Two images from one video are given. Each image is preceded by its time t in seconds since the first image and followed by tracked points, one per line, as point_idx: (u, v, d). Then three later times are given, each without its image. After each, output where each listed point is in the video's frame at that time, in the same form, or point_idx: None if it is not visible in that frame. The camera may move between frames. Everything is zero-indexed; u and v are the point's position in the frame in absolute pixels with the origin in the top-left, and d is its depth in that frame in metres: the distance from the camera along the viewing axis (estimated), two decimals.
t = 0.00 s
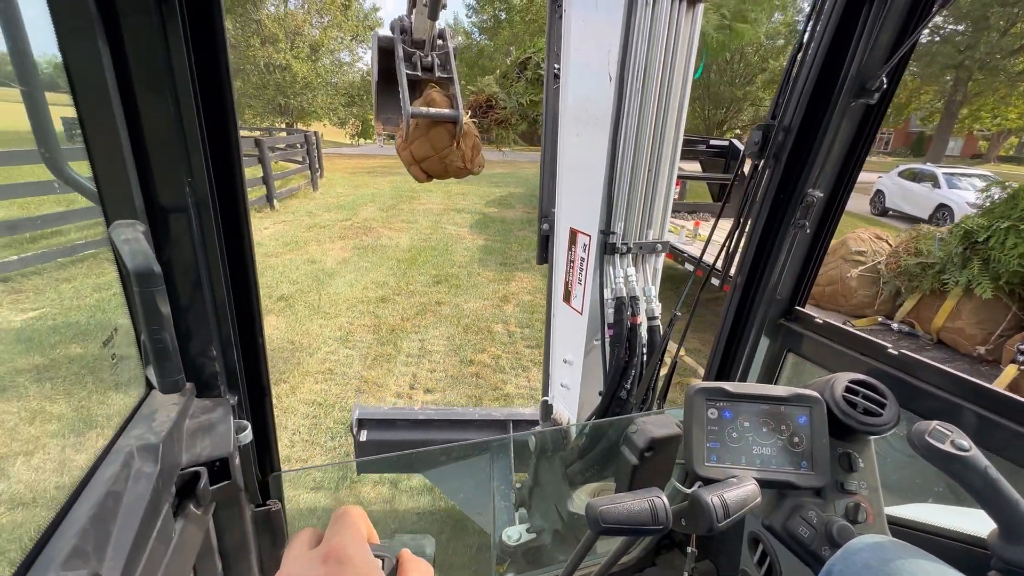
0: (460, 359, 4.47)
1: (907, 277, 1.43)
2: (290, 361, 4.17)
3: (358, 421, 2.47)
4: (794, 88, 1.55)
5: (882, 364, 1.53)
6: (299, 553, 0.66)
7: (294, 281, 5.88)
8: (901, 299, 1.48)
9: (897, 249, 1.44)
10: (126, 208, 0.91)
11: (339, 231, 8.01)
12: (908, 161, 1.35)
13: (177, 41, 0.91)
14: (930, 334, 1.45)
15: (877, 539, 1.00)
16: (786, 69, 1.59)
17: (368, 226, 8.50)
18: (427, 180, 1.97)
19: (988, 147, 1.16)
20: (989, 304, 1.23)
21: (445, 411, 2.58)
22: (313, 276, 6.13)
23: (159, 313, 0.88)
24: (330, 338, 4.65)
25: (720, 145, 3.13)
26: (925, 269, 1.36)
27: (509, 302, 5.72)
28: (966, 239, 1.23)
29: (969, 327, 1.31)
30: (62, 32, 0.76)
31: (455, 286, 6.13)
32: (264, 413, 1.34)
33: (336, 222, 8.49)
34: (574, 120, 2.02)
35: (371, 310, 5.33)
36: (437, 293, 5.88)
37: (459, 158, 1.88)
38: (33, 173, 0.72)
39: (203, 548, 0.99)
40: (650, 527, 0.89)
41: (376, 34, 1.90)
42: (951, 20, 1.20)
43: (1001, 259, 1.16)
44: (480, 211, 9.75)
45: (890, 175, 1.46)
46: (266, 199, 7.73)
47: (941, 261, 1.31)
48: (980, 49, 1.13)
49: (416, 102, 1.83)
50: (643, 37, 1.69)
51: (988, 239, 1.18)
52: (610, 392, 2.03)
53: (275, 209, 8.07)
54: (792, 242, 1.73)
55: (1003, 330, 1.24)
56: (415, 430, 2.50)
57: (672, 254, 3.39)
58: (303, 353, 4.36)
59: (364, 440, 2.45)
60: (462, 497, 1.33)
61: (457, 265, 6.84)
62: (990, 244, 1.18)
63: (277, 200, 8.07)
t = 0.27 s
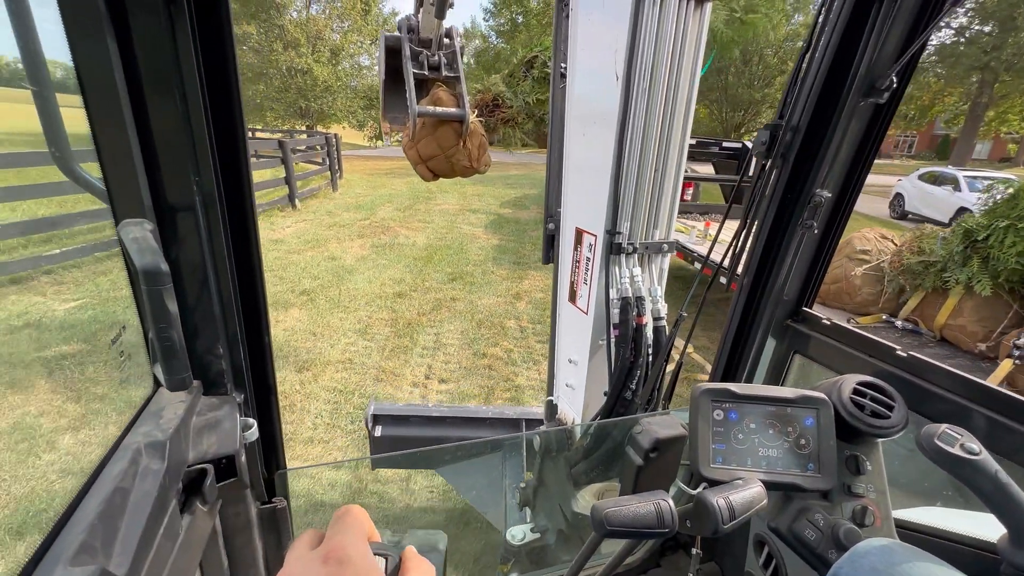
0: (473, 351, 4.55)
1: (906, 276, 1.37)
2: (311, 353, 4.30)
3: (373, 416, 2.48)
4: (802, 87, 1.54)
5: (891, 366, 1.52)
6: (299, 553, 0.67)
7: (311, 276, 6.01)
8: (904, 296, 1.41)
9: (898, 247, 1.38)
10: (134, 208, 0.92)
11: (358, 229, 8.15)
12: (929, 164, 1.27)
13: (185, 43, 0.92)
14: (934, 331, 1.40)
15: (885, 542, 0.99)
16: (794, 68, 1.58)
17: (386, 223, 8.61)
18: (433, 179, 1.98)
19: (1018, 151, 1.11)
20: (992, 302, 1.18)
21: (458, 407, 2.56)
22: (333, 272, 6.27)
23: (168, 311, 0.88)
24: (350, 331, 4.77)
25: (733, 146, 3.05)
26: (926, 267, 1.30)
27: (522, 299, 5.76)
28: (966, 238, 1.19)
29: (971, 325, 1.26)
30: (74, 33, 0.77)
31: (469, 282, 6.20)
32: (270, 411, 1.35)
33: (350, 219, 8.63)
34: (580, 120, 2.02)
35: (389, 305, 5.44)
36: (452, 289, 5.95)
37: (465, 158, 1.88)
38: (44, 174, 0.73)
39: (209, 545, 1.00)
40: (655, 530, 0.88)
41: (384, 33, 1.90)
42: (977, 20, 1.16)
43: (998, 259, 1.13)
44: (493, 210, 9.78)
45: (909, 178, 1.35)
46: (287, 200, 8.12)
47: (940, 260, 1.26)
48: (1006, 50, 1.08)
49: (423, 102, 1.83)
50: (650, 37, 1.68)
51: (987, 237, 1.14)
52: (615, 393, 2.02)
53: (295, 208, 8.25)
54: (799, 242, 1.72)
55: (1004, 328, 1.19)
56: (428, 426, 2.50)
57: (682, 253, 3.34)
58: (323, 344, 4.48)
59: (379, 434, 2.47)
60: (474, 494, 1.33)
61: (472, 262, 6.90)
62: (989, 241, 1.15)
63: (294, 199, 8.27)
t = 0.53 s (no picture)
0: (485, 345, 4.61)
1: (908, 273, 1.42)
2: (330, 343, 4.39)
3: (386, 413, 2.45)
4: (808, 86, 1.53)
5: (896, 367, 1.51)
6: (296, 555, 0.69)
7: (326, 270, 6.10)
8: (907, 293, 1.46)
9: (902, 246, 1.44)
10: (141, 207, 0.93)
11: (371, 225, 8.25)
12: (950, 167, 1.25)
13: (191, 45, 0.92)
14: (935, 329, 1.44)
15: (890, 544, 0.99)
16: (800, 67, 1.57)
17: (399, 223, 8.70)
18: (438, 179, 1.98)
19: None
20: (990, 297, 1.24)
21: (470, 406, 2.53)
22: (350, 267, 6.35)
23: (173, 311, 0.90)
24: (368, 325, 4.85)
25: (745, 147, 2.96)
26: (928, 264, 1.35)
27: (534, 296, 5.81)
28: (966, 236, 1.24)
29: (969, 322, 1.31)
30: (78, 33, 0.77)
31: (482, 279, 6.25)
32: (274, 411, 1.35)
33: (364, 216, 8.72)
34: (584, 120, 2.01)
35: (404, 300, 5.52)
36: (465, 286, 6.00)
37: (470, 157, 1.88)
38: (51, 176, 0.73)
39: (214, 543, 1.00)
40: (660, 533, 0.88)
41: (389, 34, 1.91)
42: (1001, 20, 1.11)
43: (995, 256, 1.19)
44: (504, 210, 9.81)
45: (928, 181, 1.32)
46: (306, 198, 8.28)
47: (943, 257, 1.31)
48: None
49: (427, 102, 1.83)
50: (655, 36, 1.68)
51: (985, 236, 1.19)
52: (619, 393, 2.02)
53: (313, 206, 8.39)
54: (804, 242, 1.71)
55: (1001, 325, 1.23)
56: (440, 424, 2.46)
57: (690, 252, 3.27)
58: (342, 336, 4.56)
59: (392, 431, 2.42)
60: (488, 493, 1.35)
61: (485, 260, 6.94)
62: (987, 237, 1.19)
63: (314, 198, 8.42)
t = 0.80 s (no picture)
0: (496, 339, 4.73)
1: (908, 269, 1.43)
2: (348, 336, 4.59)
3: (396, 411, 2.47)
4: (808, 88, 1.53)
5: (896, 369, 1.51)
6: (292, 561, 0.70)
7: (339, 268, 6.27)
8: (908, 291, 1.46)
9: (902, 245, 1.44)
10: (141, 208, 0.93)
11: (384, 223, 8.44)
12: (970, 170, 1.21)
13: (191, 47, 0.92)
14: (935, 326, 1.45)
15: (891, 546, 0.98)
16: (800, 69, 1.57)
17: (411, 220, 8.84)
18: (438, 181, 1.98)
19: None
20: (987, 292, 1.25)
21: (479, 406, 2.56)
22: (366, 265, 6.53)
23: (173, 311, 0.90)
24: (383, 318, 5.01)
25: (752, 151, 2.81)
26: (927, 262, 1.36)
27: (544, 294, 5.89)
28: (962, 234, 1.26)
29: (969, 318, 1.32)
30: (80, 34, 0.78)
31: (493, 276, 6.35)
32: (274, 412, 1.35)
33: (377, 215, 8.90)
34: (584, 122, 2.02)
35: (419, 295, 5.65)
36: (477, 283, 6.10)
37: (470, 159, 1.88)
38: (52, 177, 0.73)
39: (213, 544, 1.00)
40: (661, 535, 0.88)
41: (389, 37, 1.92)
42: None
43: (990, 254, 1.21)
44: (519, 210, 9.87)
45: (942, 183, 1.29)
46: (322, 199, 8.55)
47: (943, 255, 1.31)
48: None
49: (428, 104, 1.83)
50: (654, 38, 1.68)
51: (980, 234, 1.21)
52: (619, 395, 2.02)
53: (331, 207, 8.68)
54: (804, 244, 1.71)
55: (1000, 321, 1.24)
56: (449, 424, 2.46)
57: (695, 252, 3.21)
58: (358, 329, 4.74)
59: (402, 430, 2.44)
60: (495, 493, 1.34)
61: (496, 258, 7.00)
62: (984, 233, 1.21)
63: (330, 198, 8.71)
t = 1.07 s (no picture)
0: (507, 334, 4.92)
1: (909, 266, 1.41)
2: (365, 328, 4.84)
3: (407, 408, 2.47)
4: (807, 87, 1.53)
5: (894, 368, 1.51)
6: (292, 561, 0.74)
7: (352, 266, 6.48)
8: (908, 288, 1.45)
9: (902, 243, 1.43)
10: (140, 208, 0.93)
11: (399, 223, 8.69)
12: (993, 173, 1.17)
13: (189, 47, 0.92)
14: (935, 322, 1.45)
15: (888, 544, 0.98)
16: (799, 68, 1.57)
17: (427, 220, 9.01)
18: (436, 180, 1.98)
19: None
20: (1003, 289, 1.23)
21: (488, 404, 2.56)
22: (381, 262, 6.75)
23: (171, 312, 0.90)
24: (399, 312, 5.27)
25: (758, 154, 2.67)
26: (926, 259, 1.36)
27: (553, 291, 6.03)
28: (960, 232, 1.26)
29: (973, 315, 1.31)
30: (79, 34, 0.77)
31: (503, 273, 6.49)
32: (272, 412, 1.36)
33: (393, 215, 9.10)
34: (582, 122, 2.02)
35: (433, 292, 5.90)
36: (489, 281, 6.30)
37: (468, 158, 1.88)
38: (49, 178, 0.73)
39: (212, 545, 1.00)
40: (660, 533, 0.88)
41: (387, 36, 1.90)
42: None
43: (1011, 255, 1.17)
44: (533, 212, 9.91)
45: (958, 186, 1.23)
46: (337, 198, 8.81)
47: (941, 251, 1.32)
48: None
49: (426, 103, 1.83)
50: (653, 38, 1.68)
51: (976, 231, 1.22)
52: (618, 395, 2.02)
53: (348, 207, 8.94)
54: (803, 243, 1.72)
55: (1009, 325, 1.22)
56: (460, 422, 2.47)
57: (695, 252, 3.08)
58: (374, 322, 4.98)
59: (413, 427, 2.45)
60: (502, 492, 1.31)
61: (508, 257, 7.17)
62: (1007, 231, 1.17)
63: (346, 198, 8.91)
